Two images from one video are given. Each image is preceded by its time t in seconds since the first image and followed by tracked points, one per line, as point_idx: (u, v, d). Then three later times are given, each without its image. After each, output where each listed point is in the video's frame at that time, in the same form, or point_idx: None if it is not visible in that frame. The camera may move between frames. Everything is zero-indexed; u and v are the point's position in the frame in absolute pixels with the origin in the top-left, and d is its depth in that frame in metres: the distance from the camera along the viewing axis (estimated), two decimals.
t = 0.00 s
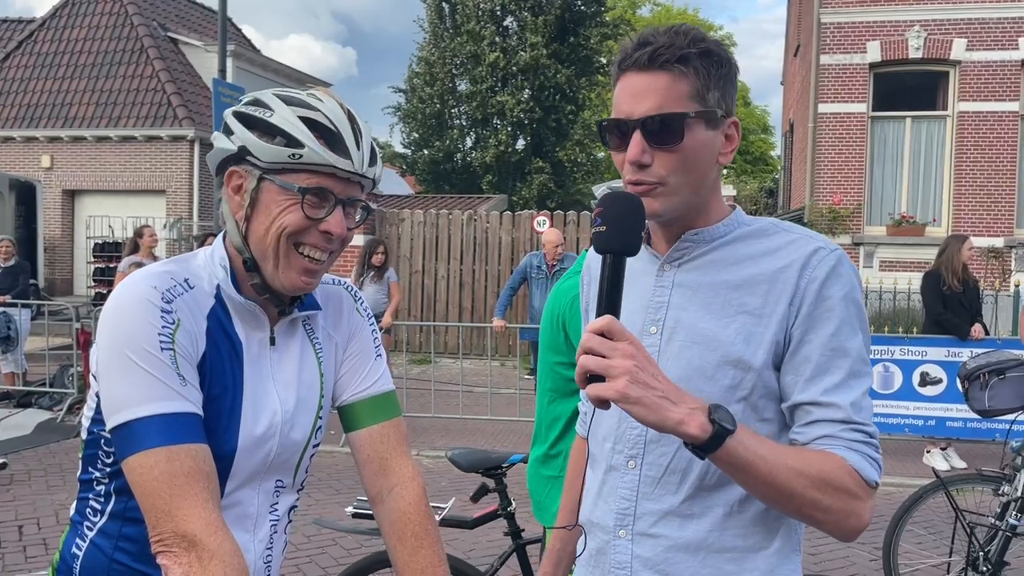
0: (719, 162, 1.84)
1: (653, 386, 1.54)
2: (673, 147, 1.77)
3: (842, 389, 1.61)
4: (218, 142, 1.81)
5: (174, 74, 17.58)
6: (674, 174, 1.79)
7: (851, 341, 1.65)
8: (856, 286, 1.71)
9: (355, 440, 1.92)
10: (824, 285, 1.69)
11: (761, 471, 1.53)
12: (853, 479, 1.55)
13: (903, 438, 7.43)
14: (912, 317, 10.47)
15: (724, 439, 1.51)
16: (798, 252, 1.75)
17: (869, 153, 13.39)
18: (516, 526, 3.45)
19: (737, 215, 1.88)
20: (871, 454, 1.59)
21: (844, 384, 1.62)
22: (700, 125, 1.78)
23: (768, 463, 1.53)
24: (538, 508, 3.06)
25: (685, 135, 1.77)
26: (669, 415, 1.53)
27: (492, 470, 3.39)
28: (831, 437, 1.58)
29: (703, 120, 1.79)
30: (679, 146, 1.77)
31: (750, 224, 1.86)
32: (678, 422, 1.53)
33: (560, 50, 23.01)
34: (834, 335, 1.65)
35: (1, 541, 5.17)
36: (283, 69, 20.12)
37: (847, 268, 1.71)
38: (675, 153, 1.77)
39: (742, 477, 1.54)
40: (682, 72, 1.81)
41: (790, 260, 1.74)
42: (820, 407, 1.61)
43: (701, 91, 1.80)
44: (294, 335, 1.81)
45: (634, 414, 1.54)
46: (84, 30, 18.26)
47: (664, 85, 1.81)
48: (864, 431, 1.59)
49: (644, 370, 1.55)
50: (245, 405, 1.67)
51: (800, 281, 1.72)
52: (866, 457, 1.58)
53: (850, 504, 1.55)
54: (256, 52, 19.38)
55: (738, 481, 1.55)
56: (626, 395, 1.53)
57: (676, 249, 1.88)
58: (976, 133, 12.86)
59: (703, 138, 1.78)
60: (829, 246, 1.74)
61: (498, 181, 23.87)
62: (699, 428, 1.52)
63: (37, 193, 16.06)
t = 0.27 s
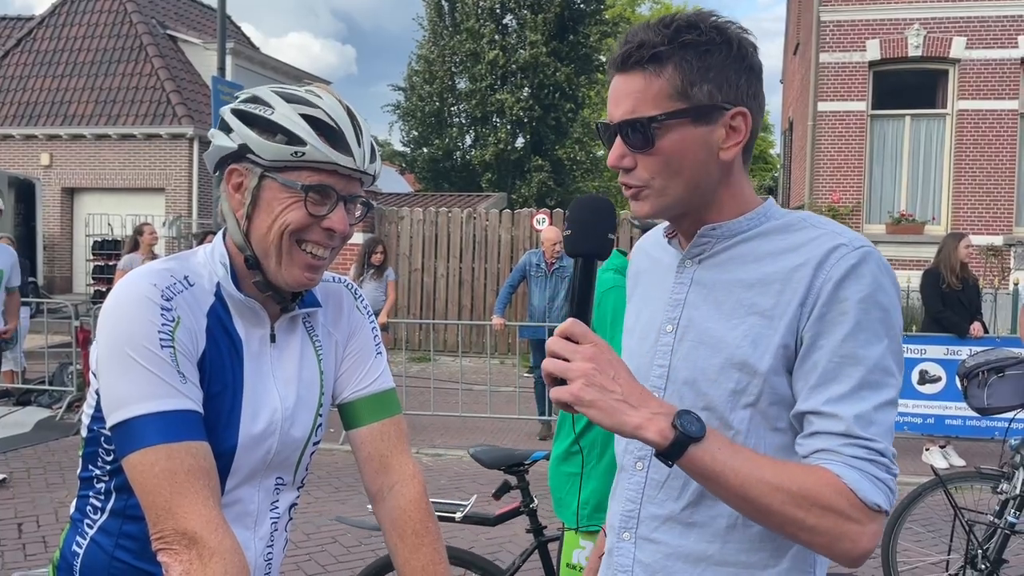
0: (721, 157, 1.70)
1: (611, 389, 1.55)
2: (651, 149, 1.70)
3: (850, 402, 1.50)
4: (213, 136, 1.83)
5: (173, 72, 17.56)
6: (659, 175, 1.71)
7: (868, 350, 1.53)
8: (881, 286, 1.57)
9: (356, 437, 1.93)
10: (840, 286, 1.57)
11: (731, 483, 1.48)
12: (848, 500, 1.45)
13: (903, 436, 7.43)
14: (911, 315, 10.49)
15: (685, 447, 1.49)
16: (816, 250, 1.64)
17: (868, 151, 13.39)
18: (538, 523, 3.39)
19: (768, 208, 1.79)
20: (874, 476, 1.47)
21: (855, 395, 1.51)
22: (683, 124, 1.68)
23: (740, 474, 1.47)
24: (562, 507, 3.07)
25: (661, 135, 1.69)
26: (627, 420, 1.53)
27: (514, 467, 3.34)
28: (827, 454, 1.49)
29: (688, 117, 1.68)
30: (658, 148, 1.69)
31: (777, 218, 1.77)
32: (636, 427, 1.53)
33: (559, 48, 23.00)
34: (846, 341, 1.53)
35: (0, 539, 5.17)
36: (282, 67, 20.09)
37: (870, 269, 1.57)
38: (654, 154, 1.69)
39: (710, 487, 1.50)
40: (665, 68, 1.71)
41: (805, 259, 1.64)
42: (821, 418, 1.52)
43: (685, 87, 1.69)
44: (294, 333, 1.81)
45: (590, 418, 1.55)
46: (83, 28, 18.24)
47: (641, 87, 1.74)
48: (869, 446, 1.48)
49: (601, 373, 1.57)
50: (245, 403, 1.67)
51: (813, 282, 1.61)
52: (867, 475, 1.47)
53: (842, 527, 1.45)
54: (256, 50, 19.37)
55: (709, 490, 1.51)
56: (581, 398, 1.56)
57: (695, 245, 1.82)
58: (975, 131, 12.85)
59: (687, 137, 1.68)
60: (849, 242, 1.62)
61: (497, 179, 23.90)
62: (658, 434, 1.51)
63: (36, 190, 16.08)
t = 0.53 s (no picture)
0: (731, 150, 1.64)
1: (589, 388, 1.55)
2: (654, 145, 1.65)
3: (856, 410, 1.44)
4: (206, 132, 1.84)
5: (173, 70, 17.54)
6: (664, 171, 1.66)
7: (880, 354, 1.44)
8: (902, 285, 1.48)
9: (356, 436, 1.92)
10: (854, 283, 1.50)
11: (711, 491, 1.44)
12: (839, 517, 1.39)
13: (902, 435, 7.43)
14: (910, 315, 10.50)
15: (661, 450, 1.47)
16: (832, 245, 1.58)
17: (868, 150, 13.39)
18: (570, 518, 3.31)
19: (795, 199, 1.73)
20: (874, 491, 1.41)
21: (863, 402, 1.44)
22: (686, 116, 1.63)
23: (721, 481, 1.44)
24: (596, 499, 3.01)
25: (662, 130, 1.65)
26: (603, 421, 1.52)
27: (546, 462, 3.28)
28: (824, 466, 1.44)
29: (691, 110, 1.63)
30: (659, 145, 1.65)
31: (799, 212, 1.70)
32: (612, 428, 1.52)
33: (559, 47, 22.99)
34: (855, 343, 1.46)
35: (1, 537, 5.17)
36: (282, 65, 20.07)
37: (890, 265, 1.49)
38: (657, 149, 1.65)
39: (691, 494, 1.47)
40: (667, 59, 1.67)
41: (821, 255, 1.58)
42: (823, 427, 1.46)
43: (688, 79, 1.64)
44: (295, 331, 1.81)
45: (568, 417, 1.55)
46: (82, 26, 18.22)
47: (639, 79, 1.71)
48: (869, 458, 1.41)
49: (581, 373, 1.57)
50: (245, 399, 1.67)
51: (826, 280, 1.54)
52: (863, 490, 1.40)
53: (833, 544, 1.40)
54: (256, 48, 19.36)
55: (689, 496, 1.48)
56: (560, 397, 1.56)
57: (718, 240, 1.76)
58: (975, 130, 12.86)
59: (691, 131, 1.63)
60: (866, 237, 1.55)
61: (496, 178, 23.91)
62: (634, 436, 1.50)
63: (36, 188, 16.10)
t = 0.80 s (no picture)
0: (757, 148, 1.57)
1: (597, 397, 1.50)
2: (675, 144, 1.60)
3: (873, 427, 1.35)
4: (199, 153, 1.82)
5: (173, 69, 17.53)
6: (686, 171, 1.61)
7: (900, 370, 1.35)
8: (930, 294, 1.37)
9: (358, 434, 1.92)
10: (875, 293, 1.41)
11: (717, 505, 1.38)
12: (846, 540, 1.32)
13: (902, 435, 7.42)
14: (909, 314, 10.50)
15: (667, 462, 1.42)
16: (857, 252, 1.48)
17: (868, 150, 13.38)
18: (593, 515, 3.28)
19: (830, 198, 1.62)
20: (889, 516, 1.32)
21: (879, 421, 1.35)
22: (708, 114, 1.57)
23: (725, 496, 1.38)
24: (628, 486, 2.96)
25: (683, 129, 1.59)
26: (609, 429, 1.48)
27: (570, 457, 3.28)
28: (839, 486, 1.36)
29: (714, 107, 1.57)
30: (680, 143, 1.60)
31: (830, 212, 1.60)
32: (619, 436, 1.48)
33: (559, 46, 22.98)
34: (874, 357, 1.37)
35: None
36: (282, 64, 20.08)
37: (916, 276, 1.38)
38: (679, 149, 1.60)
39: (697, 507, 1.41)
40: (687, 55, 1.61)
41: (845, 261, 1.49)
42: (839, 445, 1.38)
43: (709, 74, 1.58)
44: (300, 330, 1.81)
45: (575, 424, 1.51)
46: (82, 25, 18.20)
47: (661, 76, 1.65)
48: (883, 480, 1.33)
49: (589, 380, 1.52)
50: (251, 396, 1.67)
51: (847, 287, 1.46)
52: (876, 513, 1.32)
53: (840, 567, 1.32)
54: (256, 47, 19.37)
55: (696, 508, 1.42)
56: (566, 406, 1.52)
57: (745, 242, 1.68)
58: (976, 129, 12.85)
59: (714, 129, 1.57)
60: (893, 243, 1.44)
61: (496, 177, 23.93)
62: (640, 446, 1.45)
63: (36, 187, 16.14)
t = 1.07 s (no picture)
0: (776, 146, 1.55)
1: (611, 396, 1.51)
2: (692, 139, 1.59)
3: (893, 436, 1.33)
4: (190, 161, 1.82)
5: (173, 69, 17.53)
6: (703, 167, 1.59)
7: (919, 378, 1.33)
8: (954, 300, 1.35)
9: (359, 433, 1.92)
10: (897, 298, 1.39)
11: (732, 510, 1.37)
12: (862, 551, 1.30)
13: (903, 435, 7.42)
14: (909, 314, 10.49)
15: (680, 466, 1.42)
16: (879, 255, 1.46)
17: (868, 150, 13.36)
18: (616, 515, 3.27)
19: (852, 198, 1.60)
20: (906, 526, 1.29)
21: (899, 430, 1.33)
22: (727, 109, 1.56)
23: (738, 501, 1.37)
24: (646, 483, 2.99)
25: (701, 124, 1.58)
26: (623, 431, 1.48)
27: (592, 457, 3.26)
28: (855, 495, 1.34)
29: (733, 103, 1.56)
30: (698, 138, 1.59)
31: (852, 214, 1.57)
32: (632, 438, 1.48)
33: (559, 46, 22.97)
34: (894, 364, 1.35)
35: None
36: (283, 64, 20.08)
37: (939, 280, 1.36)
38: (695, 144, 1.59)
39: (711, 512, 1.41)
40: (708, 47, 1.59)
41: (865, 265, 1.47)
42: (857, 453, 1.36)
43: (729, 69, 1.57)
44: (299, 330, 1.81)
45: (588, 424, 1.52)
46: (81, 25, 18.19)
47: (682, 68, 1.64)
48: (902, 491, 1.30)
49: (603, 379, 1.53)
50: (249, 396, 1.67)
51: (867, 291, 1.44)
52: (894, 525, 1.30)
53: None
54: (256, 47, 19.38)
55: (709, 513, 1.42)
56: (580, 404, 1.53)
57: (765, 242, 1.66)
58: (976, 129, 12.86)
59: (731, 125, 1.56)
60: (916, 245, 1.42)
61: (497, 177, 23.96)
62: (654, 448, 1.45)
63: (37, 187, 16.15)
